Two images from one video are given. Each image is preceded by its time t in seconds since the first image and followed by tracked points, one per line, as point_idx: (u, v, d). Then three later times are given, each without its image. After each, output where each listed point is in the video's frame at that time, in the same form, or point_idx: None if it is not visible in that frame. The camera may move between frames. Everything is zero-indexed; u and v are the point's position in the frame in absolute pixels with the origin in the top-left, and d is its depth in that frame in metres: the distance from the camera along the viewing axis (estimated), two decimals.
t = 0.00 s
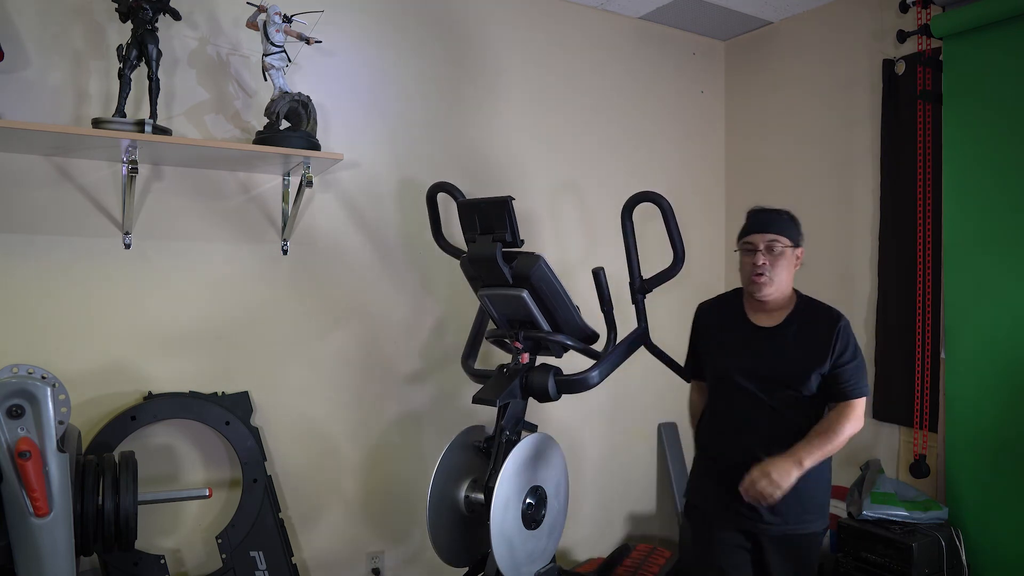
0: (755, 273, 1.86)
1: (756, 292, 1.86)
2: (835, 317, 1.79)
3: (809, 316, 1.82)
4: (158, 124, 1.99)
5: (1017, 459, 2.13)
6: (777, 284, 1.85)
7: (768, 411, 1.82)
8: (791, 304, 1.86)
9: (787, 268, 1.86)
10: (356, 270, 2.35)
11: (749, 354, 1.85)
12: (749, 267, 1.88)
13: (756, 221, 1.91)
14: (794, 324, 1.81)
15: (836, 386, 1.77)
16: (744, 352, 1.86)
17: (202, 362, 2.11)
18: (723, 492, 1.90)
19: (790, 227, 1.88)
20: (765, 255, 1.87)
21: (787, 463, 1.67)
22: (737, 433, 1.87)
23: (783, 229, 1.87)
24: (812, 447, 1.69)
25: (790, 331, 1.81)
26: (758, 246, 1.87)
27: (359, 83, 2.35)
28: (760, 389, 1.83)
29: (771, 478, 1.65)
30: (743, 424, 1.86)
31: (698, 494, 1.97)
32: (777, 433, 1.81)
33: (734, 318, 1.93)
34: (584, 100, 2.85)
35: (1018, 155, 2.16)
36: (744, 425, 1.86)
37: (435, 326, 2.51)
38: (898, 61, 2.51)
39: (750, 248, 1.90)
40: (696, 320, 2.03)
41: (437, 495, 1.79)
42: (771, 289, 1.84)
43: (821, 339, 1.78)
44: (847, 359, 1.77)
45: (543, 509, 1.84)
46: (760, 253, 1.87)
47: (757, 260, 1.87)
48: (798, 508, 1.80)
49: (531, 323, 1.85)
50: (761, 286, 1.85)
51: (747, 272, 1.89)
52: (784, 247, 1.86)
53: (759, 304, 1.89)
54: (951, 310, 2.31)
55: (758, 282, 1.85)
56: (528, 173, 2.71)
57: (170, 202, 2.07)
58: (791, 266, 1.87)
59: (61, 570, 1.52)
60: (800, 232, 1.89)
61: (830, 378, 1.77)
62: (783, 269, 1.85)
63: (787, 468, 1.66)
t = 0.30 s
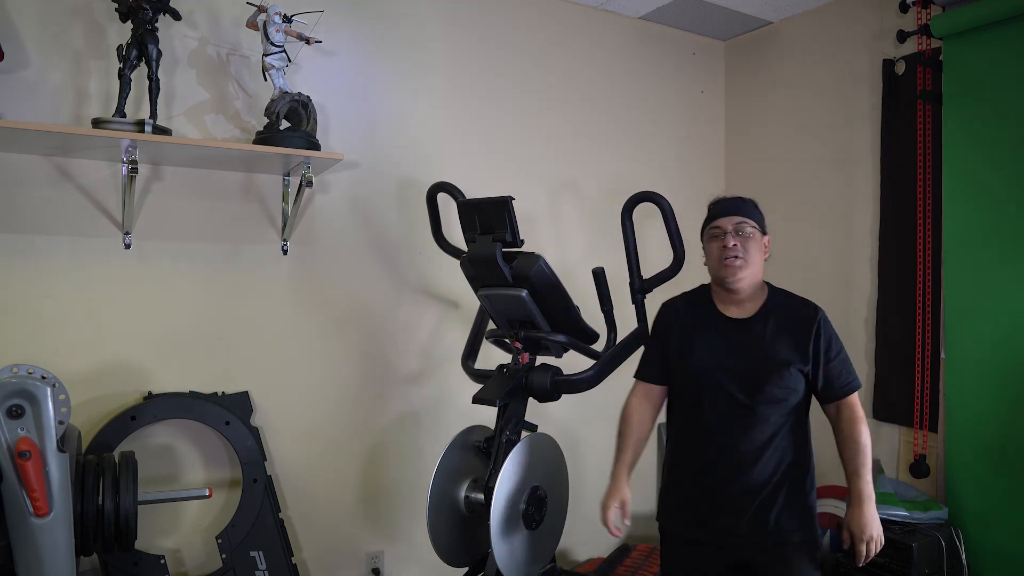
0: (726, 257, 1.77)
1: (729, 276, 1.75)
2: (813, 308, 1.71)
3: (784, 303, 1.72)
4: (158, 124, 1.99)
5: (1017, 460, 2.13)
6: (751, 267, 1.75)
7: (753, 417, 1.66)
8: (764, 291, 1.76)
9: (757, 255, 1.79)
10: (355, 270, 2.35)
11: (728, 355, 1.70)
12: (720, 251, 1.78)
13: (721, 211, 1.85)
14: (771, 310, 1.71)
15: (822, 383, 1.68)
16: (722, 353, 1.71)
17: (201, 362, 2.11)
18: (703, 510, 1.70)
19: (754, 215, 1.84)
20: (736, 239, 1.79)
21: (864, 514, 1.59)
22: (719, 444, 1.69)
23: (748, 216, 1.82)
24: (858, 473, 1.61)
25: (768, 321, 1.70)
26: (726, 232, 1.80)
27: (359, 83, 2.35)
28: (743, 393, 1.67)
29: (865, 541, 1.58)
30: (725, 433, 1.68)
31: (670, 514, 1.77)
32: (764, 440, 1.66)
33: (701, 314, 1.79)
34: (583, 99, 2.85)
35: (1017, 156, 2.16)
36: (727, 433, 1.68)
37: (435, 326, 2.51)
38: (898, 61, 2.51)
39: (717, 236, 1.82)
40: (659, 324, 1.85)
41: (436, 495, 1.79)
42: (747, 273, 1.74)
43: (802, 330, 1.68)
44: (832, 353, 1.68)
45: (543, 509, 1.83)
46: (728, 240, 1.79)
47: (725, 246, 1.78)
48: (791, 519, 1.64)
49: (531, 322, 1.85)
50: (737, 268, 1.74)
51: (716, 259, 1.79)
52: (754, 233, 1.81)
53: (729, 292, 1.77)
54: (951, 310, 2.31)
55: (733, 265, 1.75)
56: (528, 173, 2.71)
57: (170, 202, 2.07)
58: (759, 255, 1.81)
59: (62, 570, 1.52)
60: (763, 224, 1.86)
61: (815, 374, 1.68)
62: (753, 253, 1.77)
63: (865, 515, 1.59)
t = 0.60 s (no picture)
0: (699, 260, 1.60)
1: (699, 282, 1.60)
2: (799, 309, 1.53)
3: (762, 304, 1.56)
4: (159, 124, 1.99)
5: (1016, 460, 2.13)
6: (725, 271, 1.58)
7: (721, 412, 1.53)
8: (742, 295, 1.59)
9: (736, 254, 1.60)
10: (356, 270, 2.35)
11: (699, 355, 1.56)
12: (690, 251, 1.62)
13: (698, 204, 1.67)
14: (749, 312, 1.55)
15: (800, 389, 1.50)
16: (693, 352, 1.57)
17: (201, 362, 2.11)
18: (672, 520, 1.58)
19: (736, 207, 1.63)
20: (709, 238, 1.61)
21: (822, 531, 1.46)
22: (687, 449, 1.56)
23: (727, 210, 1.62)
24: (828, 486, 1.47)
25: (744, 322, 1.54)
26: (700, 230, 1.62)
27: (359, 83, 2.35)
28: (712, 394, 1.54)
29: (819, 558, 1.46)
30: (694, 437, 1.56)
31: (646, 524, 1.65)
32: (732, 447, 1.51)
33: (680, 311, 1.66)
34: (583, 99, 2.85)
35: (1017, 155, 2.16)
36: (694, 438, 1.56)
37: (435, 326, 2.51)
38: (898, 61, 2.51)
39: (691, 234, 1.64)
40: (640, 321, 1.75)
41: (436, 495, 1.79)
42: (719, 278, 1.57)
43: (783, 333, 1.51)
44: (818, 359, 1.50)
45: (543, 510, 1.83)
46: (702, 238, 1.62)
47: (698, 246, 1.61)
48: (763, 536, 1.49)
49: (531, 322, 1.85)
50: (707, 274, 1.58)
51: (689, 260, 1.63)
52: (732, 230, 1.61)
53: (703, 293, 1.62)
54: (951, 310, 2.31)
55: (703, 270, 1.59)
56: (528, 173, 2.71)
57: (170, 202, 2.07)
58: (739, 253, 1.62)
59: (62, 570, 1.52)
60: (750, 215, 1.65)
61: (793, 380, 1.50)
62: (730, 254, 1.59)
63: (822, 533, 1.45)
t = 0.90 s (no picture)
0: (680, 256, 1.42)
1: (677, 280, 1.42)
2: (782, 316, 1.30)
3: (747, 310, 1.35)
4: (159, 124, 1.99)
5: (1016, 459, 2.13)
6: (707, 270, 1.39)
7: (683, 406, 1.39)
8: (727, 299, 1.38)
9: (725, 251, 1.41)
10: (356, 270, 2.35)
11: (658, 354, 1.43)
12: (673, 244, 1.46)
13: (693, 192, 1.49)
14: (729, 316, 1.36)
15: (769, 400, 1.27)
16: (655, 350, 1.45)
17: (201, 362, 2.11)
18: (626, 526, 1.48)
19: (736, 202, 1.43)
20: (695, 232, 1.43)
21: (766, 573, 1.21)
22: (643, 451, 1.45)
23: (725, 204, 1.42)
24: (786, 523, 1.23)
25: (720, 326, 1.36)
26: (689, 223, 1.44)
27: (359, 83, 2.35)
28: (668, 397, 1.40)
29: None
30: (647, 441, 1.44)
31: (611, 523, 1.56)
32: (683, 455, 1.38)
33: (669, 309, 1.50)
34: (584, 99, 2.85)
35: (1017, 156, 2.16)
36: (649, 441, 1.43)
37: (435, 326, 2.51)
38: (898, 61, 2.51)
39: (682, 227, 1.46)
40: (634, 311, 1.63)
41: (436, 494, 1.79)
42: (696, 276, 1.40)
43: (753, 340, 1.31)
44: (793, 367, 1.25)
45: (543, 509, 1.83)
46: (690, 232, 1.44)
47: (684, 240, 1.43)
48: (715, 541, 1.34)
49: (530, 323, 1.84)
50: (683, 271, 1.41)
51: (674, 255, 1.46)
52: (723, 225, 1.41)
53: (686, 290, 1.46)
54: (951, 310, 2.31)
55: (680, 266, 1.42)
56: (528, 173, 2.71)
57: (170, 202, 2.07)
58: (731, 251, 1.42)
59: (62, 570, 1.52)
60: (751, 212, 1.44)
61: (754, 392, 1.28)
62: (716, 252, 1.40)
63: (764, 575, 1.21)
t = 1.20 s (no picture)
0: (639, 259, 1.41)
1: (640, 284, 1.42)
2: (735, 318, 1.26)
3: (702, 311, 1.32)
4: (159, 124, 1.99)
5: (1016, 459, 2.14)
6: (662, 274, 1.37)
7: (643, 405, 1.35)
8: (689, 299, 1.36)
9: (683, 252, 1.36)
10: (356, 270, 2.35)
11: (623, 354, 1.41)
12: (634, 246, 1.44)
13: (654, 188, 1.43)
14: (689, 314, 1.34)
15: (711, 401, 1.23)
16: (622, 350, 1.43)
17: (201, 362, 2.11)
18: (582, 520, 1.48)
19: (690, 199, 1.36)
20: (652, 234, 1.39)
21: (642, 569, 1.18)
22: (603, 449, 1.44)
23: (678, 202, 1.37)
24: (677, 524, 1.19)
25: (678, 324, 1.34)
26: (646, 224, 1.41)
27: (359, 83, 2.35)
28: (628, 398, 1.39)
29: None
30: (607, 441, 1.43)
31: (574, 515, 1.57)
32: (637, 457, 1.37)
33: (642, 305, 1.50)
34: (584, 99, 2.85)
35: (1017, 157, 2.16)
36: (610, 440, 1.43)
37: (434, 326, 2.51)
38: (898, 61, 2.51)
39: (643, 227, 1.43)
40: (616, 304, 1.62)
41: (436, 495, 1.79)
42: (655, 282, 1.38)
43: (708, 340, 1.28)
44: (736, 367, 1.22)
45: (543, 509, 1.82)
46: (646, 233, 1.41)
47: (642, 242, 1.41)
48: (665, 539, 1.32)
49: (531, 322, 1.84)
50: (642, 276, 1.40)
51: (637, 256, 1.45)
52: (678, 225, 1.36)
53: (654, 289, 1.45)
54: (951, 311, 2.31)
55: (639, 271, 1.41)
56: (528, 173, 2.71)
57: (170, 202, 2.07)
58: (692, 250, 1.36)
59: (62, 570, 1.52)
60: (710, 206, 1.37)
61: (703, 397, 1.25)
62: (671, 255, 1.36)
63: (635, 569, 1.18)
